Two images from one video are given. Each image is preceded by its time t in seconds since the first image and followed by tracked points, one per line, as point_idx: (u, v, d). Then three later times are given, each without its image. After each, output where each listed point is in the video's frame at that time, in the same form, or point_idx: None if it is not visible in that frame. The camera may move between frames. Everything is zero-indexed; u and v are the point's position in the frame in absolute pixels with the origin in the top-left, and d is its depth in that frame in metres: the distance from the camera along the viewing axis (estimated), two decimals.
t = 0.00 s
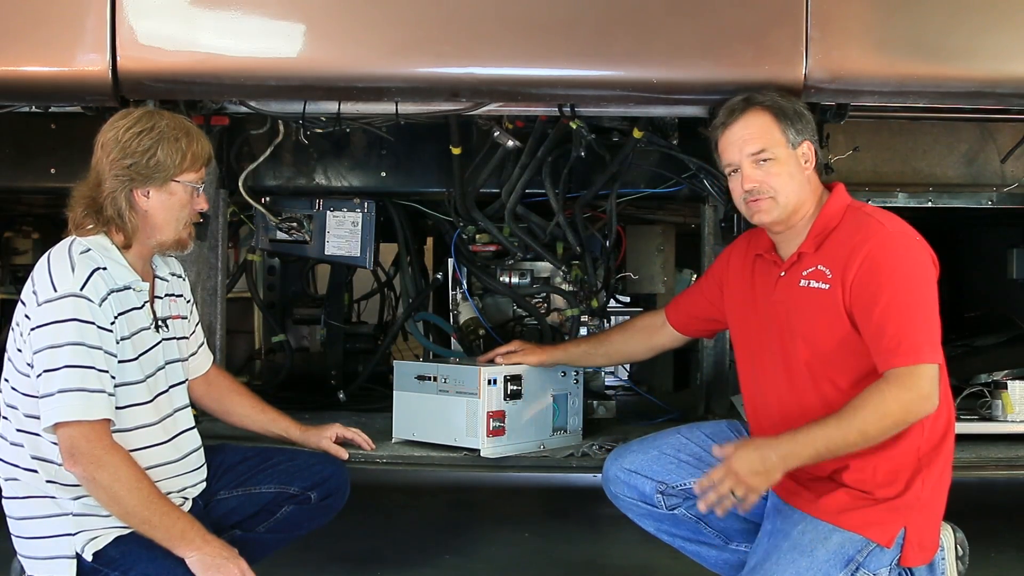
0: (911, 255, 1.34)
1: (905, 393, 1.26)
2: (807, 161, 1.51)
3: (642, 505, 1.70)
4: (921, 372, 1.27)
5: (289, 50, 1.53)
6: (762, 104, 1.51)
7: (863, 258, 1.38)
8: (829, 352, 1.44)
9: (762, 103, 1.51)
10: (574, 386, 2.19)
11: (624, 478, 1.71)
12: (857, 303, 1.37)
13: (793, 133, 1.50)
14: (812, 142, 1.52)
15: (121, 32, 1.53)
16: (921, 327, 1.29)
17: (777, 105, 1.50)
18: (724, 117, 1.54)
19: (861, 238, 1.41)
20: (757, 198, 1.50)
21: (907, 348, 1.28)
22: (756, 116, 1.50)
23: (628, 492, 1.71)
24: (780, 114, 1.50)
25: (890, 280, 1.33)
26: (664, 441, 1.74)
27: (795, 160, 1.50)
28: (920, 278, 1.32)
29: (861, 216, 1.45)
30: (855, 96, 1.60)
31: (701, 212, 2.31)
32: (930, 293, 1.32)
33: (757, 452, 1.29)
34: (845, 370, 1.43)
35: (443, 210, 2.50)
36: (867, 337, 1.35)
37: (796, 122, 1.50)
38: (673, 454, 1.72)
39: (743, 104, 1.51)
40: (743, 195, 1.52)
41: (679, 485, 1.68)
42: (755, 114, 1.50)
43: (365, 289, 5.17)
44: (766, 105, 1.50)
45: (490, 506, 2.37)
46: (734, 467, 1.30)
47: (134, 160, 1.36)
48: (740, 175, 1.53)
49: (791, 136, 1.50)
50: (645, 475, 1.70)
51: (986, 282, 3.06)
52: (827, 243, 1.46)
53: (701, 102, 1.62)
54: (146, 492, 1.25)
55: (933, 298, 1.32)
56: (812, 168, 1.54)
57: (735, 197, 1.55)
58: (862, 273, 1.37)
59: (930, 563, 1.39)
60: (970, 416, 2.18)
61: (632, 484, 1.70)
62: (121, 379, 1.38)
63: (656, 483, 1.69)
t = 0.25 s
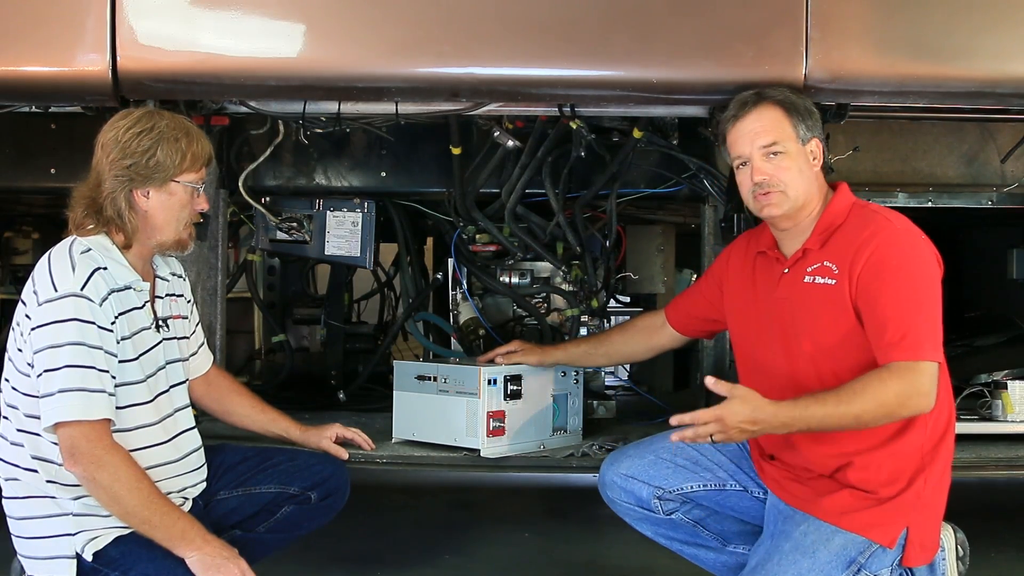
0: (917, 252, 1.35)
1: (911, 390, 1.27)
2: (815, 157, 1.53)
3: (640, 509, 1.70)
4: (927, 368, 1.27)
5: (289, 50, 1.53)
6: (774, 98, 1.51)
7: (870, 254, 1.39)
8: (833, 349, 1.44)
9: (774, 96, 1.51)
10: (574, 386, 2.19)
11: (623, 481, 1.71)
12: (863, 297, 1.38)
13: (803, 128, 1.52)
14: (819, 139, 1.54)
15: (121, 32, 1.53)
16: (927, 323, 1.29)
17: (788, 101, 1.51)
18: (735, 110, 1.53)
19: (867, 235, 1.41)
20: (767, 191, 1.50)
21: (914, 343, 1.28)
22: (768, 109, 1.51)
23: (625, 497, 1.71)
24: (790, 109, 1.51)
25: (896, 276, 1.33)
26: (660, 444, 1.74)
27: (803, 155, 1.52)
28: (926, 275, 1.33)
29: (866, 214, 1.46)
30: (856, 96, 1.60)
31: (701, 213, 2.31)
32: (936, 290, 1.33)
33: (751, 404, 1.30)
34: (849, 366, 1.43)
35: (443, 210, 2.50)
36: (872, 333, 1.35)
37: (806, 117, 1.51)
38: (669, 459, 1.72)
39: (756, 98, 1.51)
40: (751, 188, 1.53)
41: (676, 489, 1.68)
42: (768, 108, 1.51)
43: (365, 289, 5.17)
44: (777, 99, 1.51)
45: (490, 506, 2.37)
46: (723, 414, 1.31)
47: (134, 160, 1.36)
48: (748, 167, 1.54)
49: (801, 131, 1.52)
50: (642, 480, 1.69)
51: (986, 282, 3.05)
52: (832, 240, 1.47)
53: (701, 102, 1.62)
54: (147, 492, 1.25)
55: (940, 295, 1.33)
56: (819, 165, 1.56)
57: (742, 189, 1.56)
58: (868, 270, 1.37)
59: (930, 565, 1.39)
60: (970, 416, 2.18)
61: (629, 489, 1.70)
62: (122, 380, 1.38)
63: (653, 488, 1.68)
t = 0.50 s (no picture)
0: (922, 252, 1.35)
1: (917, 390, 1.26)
2: (820, 156, 1.54)
3: (640, 511, 1.70)
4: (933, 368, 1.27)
5: (289, 50, 1.53)
6: (782, 95, 1.52)
7: (875, 253, 1.39)
8: (836, 347, 1.44)
9: (782, 94, 1.51)
10: (574, 386, 2.19)
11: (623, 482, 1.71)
12: (867, 296, 1.38)
13: (809, 126, 1.52)
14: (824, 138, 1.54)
15: (121, 32, 1.53)
16: (933, 322, 1.29)
17: (795, 99, 1.51)
18: (741, 106, 1.53)
19: (871, 235, 1.41)
20: (774, 187, 1.50)
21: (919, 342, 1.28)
22: (776, 106, 1.51)
23: (625, 499, 1.71)
24: (797, 106, 1.51)
25: (902, 276, 1.33)
26: (660, 446, 1.74)
27: (809, 153, 1.52)
28: (931, 275, 1.33)
29: (870, 213, 1.46)
30: (856, 96, 1.60)
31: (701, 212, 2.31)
32: (942, 290, 1.33)
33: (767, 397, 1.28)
34: (852, 365, 1.43)
35: (443, 210, 2.50)
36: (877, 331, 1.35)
37: (813, 116, 1.52)
38: (669, 461, 1.72)
39: (763, 95, 1.51)
40: (756, 184, 1.52)
41: (677, 491, 1.68)
42: (775, 105, 1.51)
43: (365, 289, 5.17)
44: (784, 97, 1.51)
45: (490, 506, 2.37)
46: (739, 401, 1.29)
47: (133, 160, 1.36)
48: (754, 164, 1.54)
49: (807, 129, 1.52)
50: (642, 482, 1.69)
51: (986, 282, 3.05)
52: (835, 238, 1.47)
53: (701, 102, 1.62)
54: (147, 492, 1.25)
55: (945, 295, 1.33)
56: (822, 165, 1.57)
57: (747, 186, 1.56)
58: (873, 269, 1.37)
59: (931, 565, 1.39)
60: (970, 416, 2.18)
61: (629, 491, 1.70)
62: (122, 379, 1.38)
63: (654, 490, 1.68)
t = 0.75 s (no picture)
0: (921, 253, 1.35)
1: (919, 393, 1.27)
2: (817, 156, 1.54)
3: (640, 510, 1.70)
4: (935, 370, 1.27)
5: (289, 50, 1.53)
6: (779, 95, 1.51)
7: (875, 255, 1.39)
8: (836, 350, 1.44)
9: (780, 94, 1.51)
10: (574, 386, 2.19)
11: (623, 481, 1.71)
12: (867, 299, 1.38)
13: (807, 126, 1.52)
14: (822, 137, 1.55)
15: (121, 32, 1.53)
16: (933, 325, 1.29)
17: (793, 99, 1.51)
18: (740, 106, 1.53)
19: (870, 236, 1.41)
20: (774, 188, 1.50)
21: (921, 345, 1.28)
22: (774, 107, 1.51)
23: (625, 497, 1.71)
24: (795, 107, 1.51)
25: (902, 279, 1.33)
26: (661, 445, 1.74)
27: (807, 154, 1.53)
28: (931, 277, 1.33)
29: (868, 214, 1.46)
30: (855, 96, 1.60)
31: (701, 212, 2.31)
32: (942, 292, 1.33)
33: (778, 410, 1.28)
34: (852, 367, 1.43)
35: (443, 210, 2.51)
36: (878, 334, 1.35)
37: (811, 115, 1.52)
38: (670, 459, 1.72)
39: (761, 95, 1.51)
40: (756, 185, 1.52)
41: (677, 489, 1.68)
42: (774, 105, 1.51)
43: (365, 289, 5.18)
44: (782, 97, 1.51)
45: (490, 506, 2.37)
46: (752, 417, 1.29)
47: (134, 160, 1.36)
48: (753, 164, 1.54)
49: (806, 129, 1.52)
50: (643, 481, 1.69)
51: (986, 282, 3.05)
52: (833, 240, 1.47)
53: (701, 102, 1.62)
54: (147, 492, 1.25)
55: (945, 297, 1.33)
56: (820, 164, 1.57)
57: (746, 186, 1.56)
58: (873, 272, 1.37)
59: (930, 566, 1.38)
60: (970, 416, 2.18)
61: (630, 489, 1.70)
62: (122, 379, 1.38)
63: (654, 488, 1.69)
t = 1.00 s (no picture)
0: (919, 254, 1.35)
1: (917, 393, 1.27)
2: (816, 156, 1.54)
3: (641, 510, 1.70)
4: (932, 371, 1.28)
5: (289, 50, 1.53)
6: (776, 97, 1.51)
7: (873, 255, 1.39)
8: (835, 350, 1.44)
9: (776, 96, 1.51)
10: (574, 386, 2.19)
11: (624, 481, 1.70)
12: (865, 301, 1.38)
13: (806, 127, 1.52)
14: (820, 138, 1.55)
15: (121, 32, 1.53)
16: (931, 326, 1.29)
17: (790, 100, 1.51)
18: (737, 109, 1.53)
19: (868, 237, 1.41)
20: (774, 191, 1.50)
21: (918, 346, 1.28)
22: (772, 109, 1.51)
23: (626, 497, 1.70)
24: (793, 108, 1.51)
25: (899, 281, 1.33)
26: (662, 445, 1.74)
27: (806, 155, 1.53)
28: (929, 277, 1.33)
29: (867, 215, 1.46)
30: (855, 96, 1.60)
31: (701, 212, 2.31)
32: (940, 292, 1.33)
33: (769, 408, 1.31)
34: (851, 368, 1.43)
35: (443, 210, 2.51)
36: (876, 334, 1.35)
37: (808, 116, 1.52)
38: (670, 459, 1.72)
39: (758, 97, 1.51)
40: (756, 188, 1.52)
41: (678, 489, 1.68)
42: (771, 108, 1.51)
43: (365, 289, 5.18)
44: (779, 99, 1.51)
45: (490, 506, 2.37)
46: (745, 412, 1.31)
47: (134, 160, 1.36)
48: (753, 168, 1.54)
49: (804, 130, 1.52)
50: (643, 480, 1.69)
51: (986, 282, 3.05)
52: (832, 241, 1.47)
53: (701, 102, 1.62)
54: (147, 492, 1.25)
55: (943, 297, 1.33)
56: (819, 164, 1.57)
57: (746, 190, 1.56)
58: (871, 273, 1.38)
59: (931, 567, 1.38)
60: (970, 416, 2.18)
61: (630, 489, 1.70)
62: (122, 379, 1.38)
63: (654, 488, 1.69)
